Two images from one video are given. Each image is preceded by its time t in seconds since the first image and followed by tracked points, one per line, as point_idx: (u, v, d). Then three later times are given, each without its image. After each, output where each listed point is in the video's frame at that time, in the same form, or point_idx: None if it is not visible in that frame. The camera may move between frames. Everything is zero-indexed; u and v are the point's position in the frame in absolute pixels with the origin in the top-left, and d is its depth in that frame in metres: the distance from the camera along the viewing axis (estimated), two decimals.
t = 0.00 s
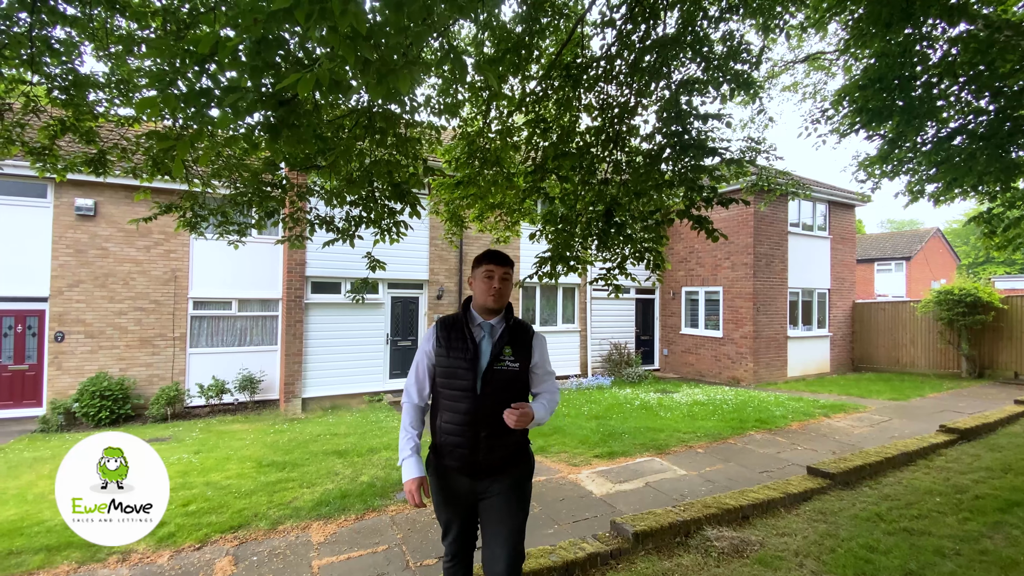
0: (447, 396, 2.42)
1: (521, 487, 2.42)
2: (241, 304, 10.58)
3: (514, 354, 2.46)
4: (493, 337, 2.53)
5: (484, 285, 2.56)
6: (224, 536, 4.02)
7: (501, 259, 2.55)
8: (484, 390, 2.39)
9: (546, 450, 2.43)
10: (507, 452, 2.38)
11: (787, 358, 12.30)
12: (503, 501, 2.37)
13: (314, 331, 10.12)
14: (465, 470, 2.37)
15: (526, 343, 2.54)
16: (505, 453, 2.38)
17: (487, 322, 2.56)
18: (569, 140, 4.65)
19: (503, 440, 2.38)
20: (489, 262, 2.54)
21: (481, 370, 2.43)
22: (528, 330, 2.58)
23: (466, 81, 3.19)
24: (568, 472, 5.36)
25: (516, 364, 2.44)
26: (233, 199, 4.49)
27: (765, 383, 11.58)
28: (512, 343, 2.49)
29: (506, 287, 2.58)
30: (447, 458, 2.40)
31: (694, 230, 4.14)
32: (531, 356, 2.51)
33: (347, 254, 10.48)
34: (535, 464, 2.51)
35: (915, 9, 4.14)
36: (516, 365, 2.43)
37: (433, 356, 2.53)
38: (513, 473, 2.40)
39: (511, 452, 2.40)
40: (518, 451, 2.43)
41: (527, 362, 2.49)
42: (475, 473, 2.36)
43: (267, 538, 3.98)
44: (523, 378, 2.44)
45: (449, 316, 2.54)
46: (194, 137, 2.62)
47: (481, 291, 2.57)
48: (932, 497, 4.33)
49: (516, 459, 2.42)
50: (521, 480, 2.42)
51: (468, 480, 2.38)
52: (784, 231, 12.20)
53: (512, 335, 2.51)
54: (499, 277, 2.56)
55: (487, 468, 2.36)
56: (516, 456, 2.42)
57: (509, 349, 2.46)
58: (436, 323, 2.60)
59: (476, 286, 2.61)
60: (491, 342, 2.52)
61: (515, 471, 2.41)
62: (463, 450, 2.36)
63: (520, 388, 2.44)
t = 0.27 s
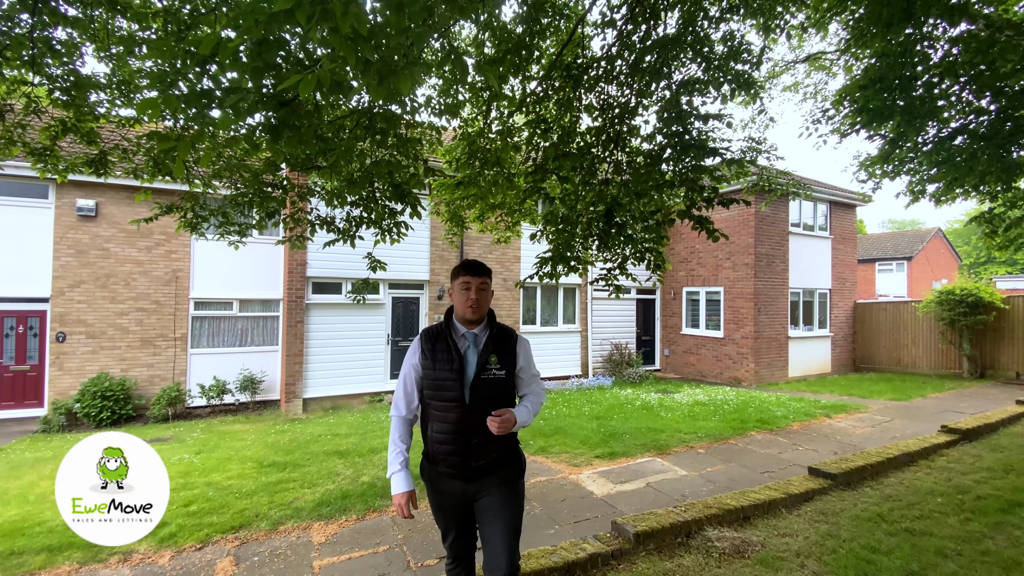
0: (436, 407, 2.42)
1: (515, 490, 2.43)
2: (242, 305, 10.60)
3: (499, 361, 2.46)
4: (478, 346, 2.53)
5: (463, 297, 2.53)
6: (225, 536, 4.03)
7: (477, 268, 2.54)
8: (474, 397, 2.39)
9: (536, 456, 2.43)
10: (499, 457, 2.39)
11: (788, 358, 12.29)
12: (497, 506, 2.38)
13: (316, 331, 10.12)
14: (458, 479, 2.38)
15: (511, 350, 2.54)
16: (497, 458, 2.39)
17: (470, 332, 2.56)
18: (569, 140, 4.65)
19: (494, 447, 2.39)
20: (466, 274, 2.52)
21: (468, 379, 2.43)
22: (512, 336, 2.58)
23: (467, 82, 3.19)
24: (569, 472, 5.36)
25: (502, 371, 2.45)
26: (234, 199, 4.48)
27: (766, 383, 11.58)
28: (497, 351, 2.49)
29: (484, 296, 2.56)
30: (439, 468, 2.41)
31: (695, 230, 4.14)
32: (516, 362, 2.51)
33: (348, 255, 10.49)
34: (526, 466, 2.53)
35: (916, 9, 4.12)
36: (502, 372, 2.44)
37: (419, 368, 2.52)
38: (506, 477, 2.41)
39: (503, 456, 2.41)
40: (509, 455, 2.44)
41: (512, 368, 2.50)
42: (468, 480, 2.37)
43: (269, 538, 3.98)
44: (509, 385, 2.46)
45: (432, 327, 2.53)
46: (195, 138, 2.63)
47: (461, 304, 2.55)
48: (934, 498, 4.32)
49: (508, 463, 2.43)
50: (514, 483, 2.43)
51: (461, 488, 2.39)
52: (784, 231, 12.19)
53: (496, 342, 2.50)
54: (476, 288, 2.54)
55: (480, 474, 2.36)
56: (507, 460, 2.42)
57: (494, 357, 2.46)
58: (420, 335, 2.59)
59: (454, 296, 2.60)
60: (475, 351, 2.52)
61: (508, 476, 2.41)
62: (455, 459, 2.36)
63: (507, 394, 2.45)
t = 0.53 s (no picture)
0: (430, 405, 2.42)
1: (511, 485, 2.41)
2: (243, 305, 10.61)
3: (490, 357, 2.45)
4: (469, 344, 2.53)
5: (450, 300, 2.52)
6: (226, 536, 4.03)
7: (460, 267, 2.53)
8: (468, 394, 2.39)
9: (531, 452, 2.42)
10: (494, 452, 2.38)
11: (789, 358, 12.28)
12: (495, 500, 2.37)
13: (317, 332, 10.13)
14: (453, 475, 2.37)
15: (502, 345, 2.53)
16: (492, 453, 2.37)
17: (461, 330, 2.56)
18: (570, 141, 4.65)
19: (488, 441, 2.38)
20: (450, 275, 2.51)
21: (461, 376, 2.43)
22: (502, 331, 2.57)
23: (467, 82, 3.20)
24: (570, 472, 5.36)
25: (493, 367, 2.44)
26: (235, 200, 4.49)
27: (767, 383, 11.57)
28: (488, 346, 2.48)
29: (471, 294, 2.55)
30: (436, 465, 2.41)
31: (696, 230, 4.13)
32: (508, 356, 2.50)
33: (349, 255, 10.49)
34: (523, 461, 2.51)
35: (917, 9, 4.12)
36: (494, 368, 2.43)
37: (413, 369, 2.53)
38: (501, 472, 2.39)
39: (498, 452, 2.40)
40: (505, 452, 2.42)
41: (504, 363, 2.48)
42: (464, 476, 2.36)
43: (270, 539, 3.98)
44: (501, 380, 2.44)
45: (423, 327, 2.54)
46: (196, 139, 2.63)
47: (449, 307, 2.55)
48: (935, 498, 4.31)
49: (503, 458, 2.41)
50: (511, 477, 2.42)
51: (458, 484, 2.38)
52: (785, 231, 12.18)
53: (487, 338, 2.50)
54: (462, 286, 2.53)
55: (475, 470, 2.35)
56: (502, 455, 2.41)
57: (485, 353, 2.45)
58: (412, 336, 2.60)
59: (442, 297, 2.60)
60: (467, 348, 2.52)
61: (503, 470, 2.40)
62: (449, 455, 2.36)
63: (500, 389, 2.44)
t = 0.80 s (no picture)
0: (427, 403, 2.43)
1: (508, 482, 2.40)
2: (244, 306, 10.62)
3: (486, 355, 2.45)
4: (465, 343, 2.53)
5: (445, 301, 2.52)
6: (228, 537, 4.03)
7: (454, 268, 2.53)
8: (465, 392, 2.39)
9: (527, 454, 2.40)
10: (490, 450, 2.37)
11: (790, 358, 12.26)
12: (492, 498, 2.36)
13: (318, 332, 10.14)
14: (450, 473, 2.37)
15: (498, 344, 2.53)
16: (488, 450, 2.36)
17: (457, 329, 2.56)
18: (570, 141, 4.65)
19: (484, 439, 2.37)
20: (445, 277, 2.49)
21: (456, 374, 2.43)
22: (498, 330, 2.56)
23: (467, 83, 3.20)
24: (570, 473, 5.36)
25: (489, 365, 2.44)
26: (235, 201, 4.49)
27: (768, 384, 11.56)
28: (483, 345, 2.48)
29: (466, 294, 2.55)
30: (433, 463, 2.41)
31: (696, 230, 4.14)
32: (503, 355, 2.49)
33: (350, 256, 10.50)
34: (520, 459, 2.50)
35: (917, 9, 4.12)
36: (489, 366, 2.43)
37: (410, 368, 2.54)
38: (498, 469, 2.39)
39: (495, 451, 2.39)
40: (501, 451, 2.41)
41: (500, 362, 2.48)
42: (461, 476, 2.36)
43: (271, 539, 3.98)
44: (497, 378, 2.44)
45: (421, 327, 2.54)
46: (197, 140, 2.63)
47: (444, 308, 2.54)
48: (936, 498, 4.31)
49: (499, 456, 2.40)
50: (507, 475, 2.41)
51: (455, 483, 2.37)
52: (787, 231, 12.16)
53: (482, 337, 2.49)
54: (457, 285, 2.53)
55: (471, 467, 2.35)
56: (499, 453, 2.40)
57: (480, 351, 2.45)
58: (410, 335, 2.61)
59: (439, 298, 2.61)
60: (462, 347, 2.52)
61: (500, 468, 2.39)
62: (446, 453, 2.35)
63: (496, 387, 2.44)
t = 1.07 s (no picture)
0: (427, 402, 2.43)
1: (508, 482, 2.40)
2: (246, 306, 10.64)
3: (486, 354, 2.45)
4: (465, 342, 2.54)
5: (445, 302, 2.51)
6: (229, 536, 4.04)
7: (455, 268, 2.53)
8: (466, 391, 2.39)
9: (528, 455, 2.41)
10: (490, 450, 2.37)
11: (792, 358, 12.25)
12: (492, 498, 2.36)
13: (319, 332, 10.15)
14: (450, 472, 2.37)
15: (498, 343, 2.53)
16: (488, 450, 2.36)
17: (458, 329, 2.56)
18: (571, 141, 4.65)
19: (485, 438, 2.37)
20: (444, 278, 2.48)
21: (457, 374, 2.43)
22: (499, 329, 2.57)
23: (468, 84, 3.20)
24: (572, 473, 5.36)
25: (489, 364, 2.44)
26: (237, 202, 4.50)
27: (769, 384, 11.54)
28: (484, 345, 2.48)
29: (467, 294, 2.55)
30: (433, 463, 2.41)
31: (697, 230, 4.13)
32: (504, 354, 2.49)
33: (351, 256, 10.51)
34: (521, 459, 2.49)
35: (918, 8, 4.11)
36: (489, 366, 2.43)
37: (411, 367, 2.54)
38: (498, 469, 2.38)
39: (495, 451, 2.39)
40: (501, 451, 2.41)
41: (500, 361, 2.48)
42: (461, 475, 2.36)
43: (272, 539, 3.99)
44: (498, 377, 2.44)
45: (421, 327, 2.55)
46: (198, 141, 2.64)
47: (444, 309, 2.54)
48: (938, 499, 4.31)
49: (499, 456, 2.40)
50: (508, 474, 2.41)
51: (456, 482, 2.38)
52: (788, 231, 12.15)
53: (483, 336, 2.50)
54: (457, 286, 2.53)
55: (471, 467, 2.34)
56: (499, 453, 2.40)
57: (480, 351, 2.45)
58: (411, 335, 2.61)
59: (439, 298, 2.61)
60: (463, 347, 2.52)
61: (500, 468, 2.39)
62: (446, 453, 2.36)
63: (496, 387, 2.44)
